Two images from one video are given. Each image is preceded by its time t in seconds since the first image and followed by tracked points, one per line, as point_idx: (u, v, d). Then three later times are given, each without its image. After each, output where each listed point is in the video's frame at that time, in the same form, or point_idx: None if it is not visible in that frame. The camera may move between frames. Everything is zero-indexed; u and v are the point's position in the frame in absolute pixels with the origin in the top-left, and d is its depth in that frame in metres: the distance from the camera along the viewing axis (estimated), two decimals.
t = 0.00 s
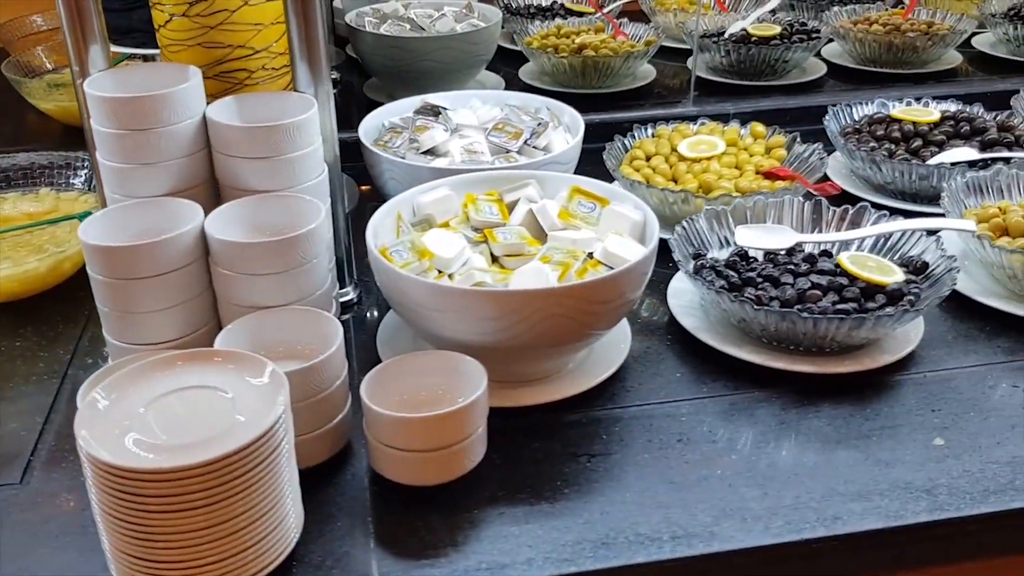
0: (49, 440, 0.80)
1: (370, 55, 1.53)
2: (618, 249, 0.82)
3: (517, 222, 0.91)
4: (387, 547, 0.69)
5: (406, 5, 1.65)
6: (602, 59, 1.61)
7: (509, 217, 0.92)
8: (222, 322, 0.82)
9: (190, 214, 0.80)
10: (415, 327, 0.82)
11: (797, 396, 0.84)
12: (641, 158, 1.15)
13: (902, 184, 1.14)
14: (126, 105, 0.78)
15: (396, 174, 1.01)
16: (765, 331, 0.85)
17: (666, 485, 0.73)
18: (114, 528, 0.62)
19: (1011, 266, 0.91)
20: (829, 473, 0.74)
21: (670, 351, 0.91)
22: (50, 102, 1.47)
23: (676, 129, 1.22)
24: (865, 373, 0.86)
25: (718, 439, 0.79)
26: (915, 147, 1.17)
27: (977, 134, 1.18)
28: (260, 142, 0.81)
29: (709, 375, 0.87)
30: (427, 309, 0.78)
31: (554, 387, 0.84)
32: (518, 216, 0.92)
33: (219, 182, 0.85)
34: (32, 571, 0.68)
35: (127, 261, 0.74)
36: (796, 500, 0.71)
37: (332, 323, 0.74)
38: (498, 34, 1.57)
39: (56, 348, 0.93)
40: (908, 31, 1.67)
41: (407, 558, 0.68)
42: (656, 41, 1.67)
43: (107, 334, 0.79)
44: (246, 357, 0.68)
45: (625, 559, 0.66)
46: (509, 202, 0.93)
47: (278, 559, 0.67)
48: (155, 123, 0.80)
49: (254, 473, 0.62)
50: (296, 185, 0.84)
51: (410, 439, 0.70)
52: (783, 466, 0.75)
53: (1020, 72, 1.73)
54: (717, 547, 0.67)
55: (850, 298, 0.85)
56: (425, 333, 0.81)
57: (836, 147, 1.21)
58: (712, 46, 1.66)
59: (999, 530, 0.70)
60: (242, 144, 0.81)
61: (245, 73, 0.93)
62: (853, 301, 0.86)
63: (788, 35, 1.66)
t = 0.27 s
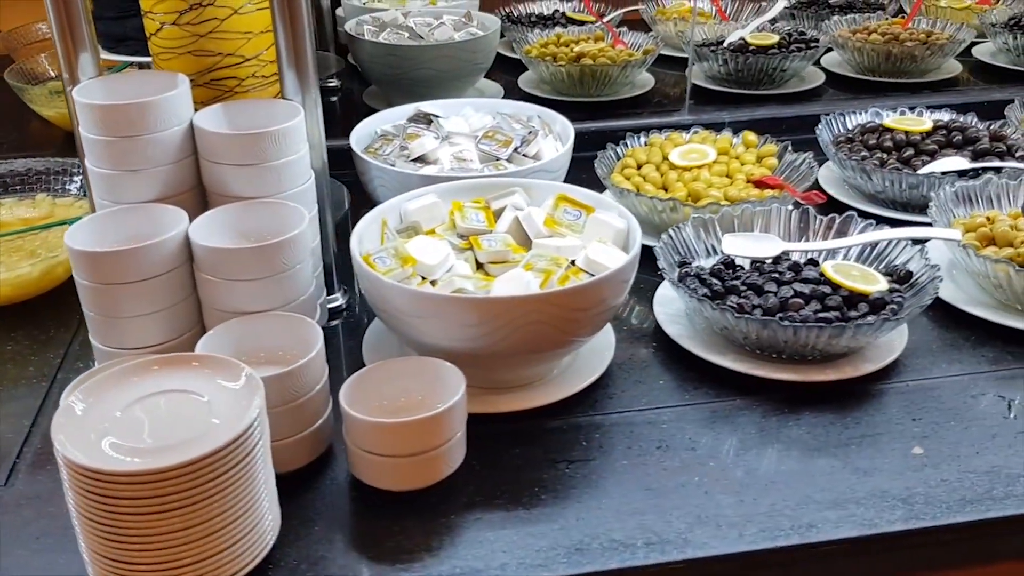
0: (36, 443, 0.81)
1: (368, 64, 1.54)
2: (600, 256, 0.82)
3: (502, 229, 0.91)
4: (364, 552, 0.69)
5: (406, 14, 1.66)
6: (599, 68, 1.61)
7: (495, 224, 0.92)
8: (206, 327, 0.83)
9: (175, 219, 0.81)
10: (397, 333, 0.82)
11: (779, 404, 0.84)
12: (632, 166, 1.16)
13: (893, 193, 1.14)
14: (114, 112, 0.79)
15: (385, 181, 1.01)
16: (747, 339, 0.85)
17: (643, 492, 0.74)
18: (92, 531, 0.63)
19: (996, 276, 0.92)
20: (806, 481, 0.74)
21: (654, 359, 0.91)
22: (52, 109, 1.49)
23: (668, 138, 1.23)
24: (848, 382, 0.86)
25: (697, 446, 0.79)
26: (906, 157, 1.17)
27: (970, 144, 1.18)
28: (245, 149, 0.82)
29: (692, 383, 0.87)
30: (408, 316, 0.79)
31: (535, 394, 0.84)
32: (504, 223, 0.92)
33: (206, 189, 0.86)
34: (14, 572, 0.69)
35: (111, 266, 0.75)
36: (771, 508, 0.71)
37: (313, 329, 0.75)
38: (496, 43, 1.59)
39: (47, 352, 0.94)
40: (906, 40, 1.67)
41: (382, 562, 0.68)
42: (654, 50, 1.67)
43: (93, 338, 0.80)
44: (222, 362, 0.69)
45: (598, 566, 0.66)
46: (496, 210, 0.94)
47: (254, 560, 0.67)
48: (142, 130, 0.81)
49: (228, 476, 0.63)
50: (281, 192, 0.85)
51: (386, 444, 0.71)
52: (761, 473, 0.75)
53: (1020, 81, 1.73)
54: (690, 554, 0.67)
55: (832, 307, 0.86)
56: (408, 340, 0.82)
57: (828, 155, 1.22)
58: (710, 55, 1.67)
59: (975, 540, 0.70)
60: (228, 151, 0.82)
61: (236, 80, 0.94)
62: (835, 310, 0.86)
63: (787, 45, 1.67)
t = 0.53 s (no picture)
0: (21, 444, 0.82)
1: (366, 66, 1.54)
2: (584, 259, 0.82)
3: (490, 232, 0.91)
4: (341, 554, 0.69)
5: (405, 16, 1.66)
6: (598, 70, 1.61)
7: (482, 226, 0.92)
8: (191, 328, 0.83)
9: (160, 221, 0.81)
10: (381, 336, 0.82)
11: (764, 408, 0.83)
12: (624, 168, 1.16)
13: (886, 196, 1.14)
14: (99, 115, 0.80)
15: (375, 183, 1.01)
16: (732, 342, 0.85)
17: (623, 496, 0.73)
18: (69, 533, 0.63)
19: (986, 279, 0.91)
20: (787, 485, 0.73)
21: (641, 362, 0.91)
22: (51, 111, 1.49)
23: (662, 141, 1.23)
24: (835, 386, 0.85)
25: (680, 450, 0.78)
26: (901, 159, 1.17)
27: (964, 147, 1.18)
28: (230, 152, 0.82)
29: (678, 386, 0.87)
30: (391, 318, 0.79)
31: (519, 397, 0.84)
32: (492, 225, 0.92)
33: (192, 191, 0.87)
34: None
35: (94, 269, 0.76)
36: (751, 513, 0.71)
37: (294, 331, 0.75)
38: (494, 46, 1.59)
39: (37, 353, 0.94)
40: (907, 42, 1.67)
41: (359, 565, 0.68)
42: (653, 52, 1.67)
43: (78, 340, 0.81)
44: (198, 364, 0.69)
45: (574, 570, 0.66)
46: (484, 212, 0.94)
47: (232, 561, 0.68)
48: (127, 133, 0.81)
49: (204, 478, 0.63)
50: (266, 194, 0.85)
51: (365, 447, 0.71)
52: (742, 478, 0.75)
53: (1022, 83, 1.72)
54: (667, 559, 0.67)
55: (818, 310, 0.86)
56: (391, 343, 0.82)
57: (822, 158, 1.21)
58: (710, 57, 1.66)
59: (956, 546, 0.70)
60: (213, 154, 0.83)
61: (226, 83, 0.95)
62: (821, 313, 0.86)
63: (786, 47, 1.67)
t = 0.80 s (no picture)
0: None
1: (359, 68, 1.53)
2: (562, 264, 0.81)
3: (470, 236, 0.90)
4: (308, 562, 0.68)
5: (400, 17, 1.66)
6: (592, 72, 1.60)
7: (462, 230, 0.91)
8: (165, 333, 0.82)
9: (133, 225, 0.80)
10: (355, 342, 0.81)
11: (745, 416, 0.82)
12: (612, 171, 1.15)
13: (878, 200, 1.13)
14: (72, 118, 0.79)
15: (357, 186, 1.00)
16: (713, 349, 0.84)
17: (597, 504, 0.72)
18: (31, 543, 0.62)
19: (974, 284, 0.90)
20: (764, 495, 0.72)
21: (622, 368, 0.90)
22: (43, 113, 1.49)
23: (652, 143, 1.22)
24: (817, 393, 0.84)
25: (657, 458, 0.77)
26: (893, 163, 1.15)
27: (958, 150, 1.17)
28: (205, 154, 0.82)
29: (658, 392, 0.86)
30: (364, 325, 0.77)
31: (495, 403, 0.83)
32: (472, 230, 0.91)
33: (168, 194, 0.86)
34: None
35: (65, 273, 0.75)
36: (726, 523, 0.70)
37: (266, 336, 0.75)
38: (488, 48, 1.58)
39: (16, 358, 0.94)
40: (906, 43, 1.65)
41: (325, 575, 0.67)
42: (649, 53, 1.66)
43: (50, 345, 0.80)
44: (162, 369, 0.68)
45: None
46: (465, 215, 0.93)
47: (198, 568, 0.67)
48: (101, 136, 0.80)
49: (167, 484, 0.63)
50: (242, 197, 0.84)
51: (332, 454, 0.70)
52: (719, 487, 0.74)
53: None
54: (638, 570, 0.66)
55: (801, 316, 0.84)
56: (365, 349, 0.81)
57: (814, 160, 1.20)
58: (706, 59, 1.65)
59: (935, 558, 0.68)
60: (188, 157, 0.82)
61: (206, 85, 0.94)
62: (803, 320, 0.84)
63: (783, 48, 1.65)
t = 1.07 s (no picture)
0: None
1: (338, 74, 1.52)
2: (523, 279, 0.79)
3: (433, 249, 0.88)
4: None
5: (382, 22, 1.64)
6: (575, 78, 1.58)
7: (426, 243, 0.89)
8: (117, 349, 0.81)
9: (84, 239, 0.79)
10: (309, 359, 0.79)
11: (710, 435, 0.80)
12: (587, 180, 1.13)
13: (858, 210, 1.10)
14: (22, 130, 0.77)
15: (322, 197, 0.99)
16: (678, 366, 0.82)
17: (552, 528, 0.70)
18: None
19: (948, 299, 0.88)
20: (724, 519, 0.70)
21: (588, 384, 0.88)
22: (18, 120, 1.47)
23: (629, 152, 1.20)
24: (785, 411, 0.82)
25: (617, 479, 0.75)
26: (872, 172, 1.13)
27: (939, 159, 1.15)
28: (158, 167, 0.80)
29: (623, 410, 0.84)
30: (317, 342, 0.75)
31: (453, 423, 0.81)
32: (436, 242, 0.89)
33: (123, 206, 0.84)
34: None
35: (10, 289, 0.73)
36: (683, 549, 0.68)
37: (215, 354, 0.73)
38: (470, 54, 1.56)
39: None
40: (893, 50, 1.63)
41: None
42: (634, 60, 1.64)
43: None
44: (101, 390, 0.67)
45: None
46: (429, 227, 0.91)
47: None
48: (51, 148, 0.79)
49: (103, 507, 0.61)
50: (197, 210, 0.82)
51: (280, 478, 0.68)
52: (678, 510, 0.72)
53: (1013, 91, 1.68)
54: None
55: (768, 332, 0.83)
56: (320, 366, 0.79)
57: (793, 169, 1.18)
58: (691, 65, 1.63)
59: None
60: (140, 169, 0.80)
61: (167, 94, 0.92)
62: (770, 335, 0.82)
63: (769, 55, 1.63)
